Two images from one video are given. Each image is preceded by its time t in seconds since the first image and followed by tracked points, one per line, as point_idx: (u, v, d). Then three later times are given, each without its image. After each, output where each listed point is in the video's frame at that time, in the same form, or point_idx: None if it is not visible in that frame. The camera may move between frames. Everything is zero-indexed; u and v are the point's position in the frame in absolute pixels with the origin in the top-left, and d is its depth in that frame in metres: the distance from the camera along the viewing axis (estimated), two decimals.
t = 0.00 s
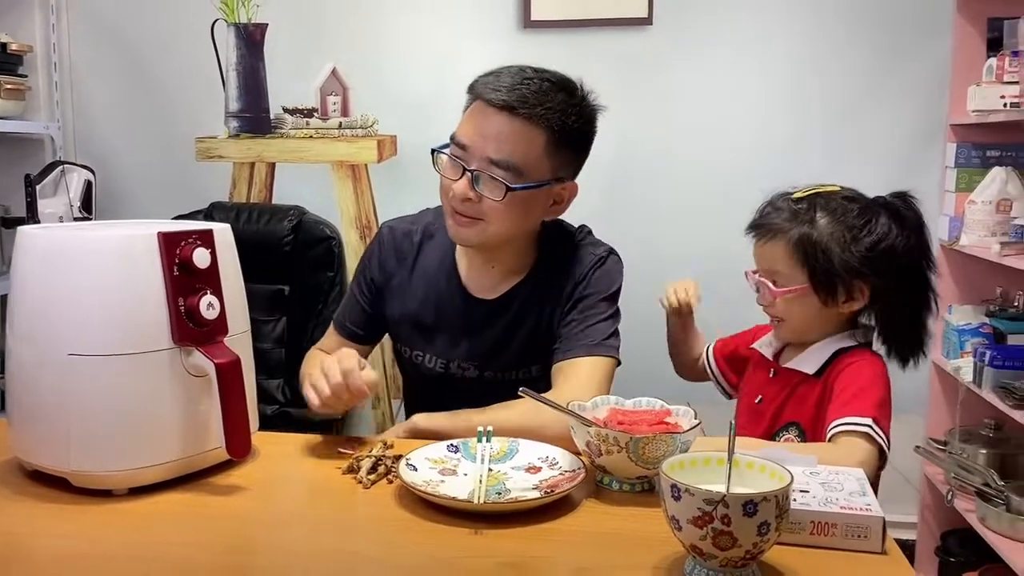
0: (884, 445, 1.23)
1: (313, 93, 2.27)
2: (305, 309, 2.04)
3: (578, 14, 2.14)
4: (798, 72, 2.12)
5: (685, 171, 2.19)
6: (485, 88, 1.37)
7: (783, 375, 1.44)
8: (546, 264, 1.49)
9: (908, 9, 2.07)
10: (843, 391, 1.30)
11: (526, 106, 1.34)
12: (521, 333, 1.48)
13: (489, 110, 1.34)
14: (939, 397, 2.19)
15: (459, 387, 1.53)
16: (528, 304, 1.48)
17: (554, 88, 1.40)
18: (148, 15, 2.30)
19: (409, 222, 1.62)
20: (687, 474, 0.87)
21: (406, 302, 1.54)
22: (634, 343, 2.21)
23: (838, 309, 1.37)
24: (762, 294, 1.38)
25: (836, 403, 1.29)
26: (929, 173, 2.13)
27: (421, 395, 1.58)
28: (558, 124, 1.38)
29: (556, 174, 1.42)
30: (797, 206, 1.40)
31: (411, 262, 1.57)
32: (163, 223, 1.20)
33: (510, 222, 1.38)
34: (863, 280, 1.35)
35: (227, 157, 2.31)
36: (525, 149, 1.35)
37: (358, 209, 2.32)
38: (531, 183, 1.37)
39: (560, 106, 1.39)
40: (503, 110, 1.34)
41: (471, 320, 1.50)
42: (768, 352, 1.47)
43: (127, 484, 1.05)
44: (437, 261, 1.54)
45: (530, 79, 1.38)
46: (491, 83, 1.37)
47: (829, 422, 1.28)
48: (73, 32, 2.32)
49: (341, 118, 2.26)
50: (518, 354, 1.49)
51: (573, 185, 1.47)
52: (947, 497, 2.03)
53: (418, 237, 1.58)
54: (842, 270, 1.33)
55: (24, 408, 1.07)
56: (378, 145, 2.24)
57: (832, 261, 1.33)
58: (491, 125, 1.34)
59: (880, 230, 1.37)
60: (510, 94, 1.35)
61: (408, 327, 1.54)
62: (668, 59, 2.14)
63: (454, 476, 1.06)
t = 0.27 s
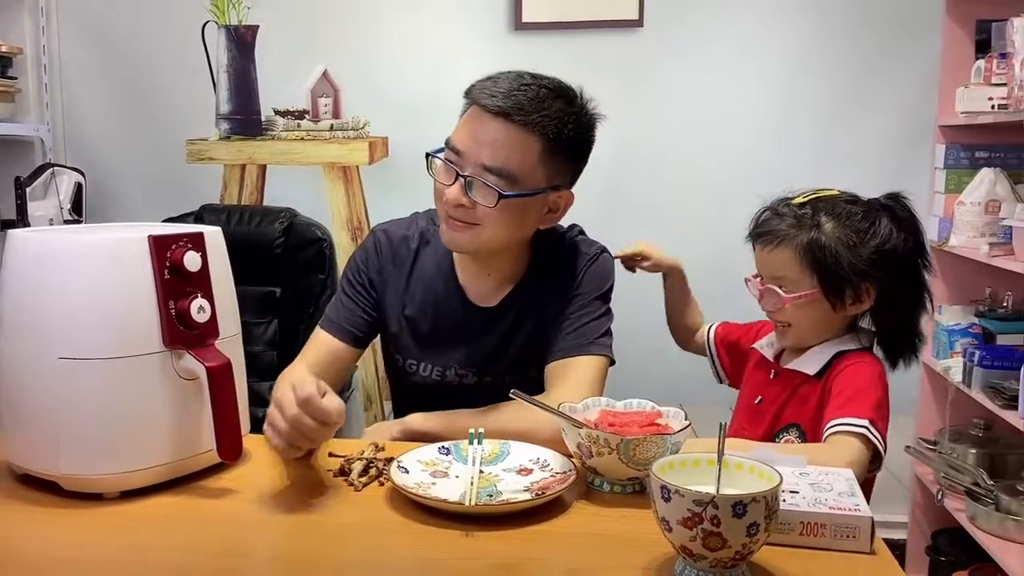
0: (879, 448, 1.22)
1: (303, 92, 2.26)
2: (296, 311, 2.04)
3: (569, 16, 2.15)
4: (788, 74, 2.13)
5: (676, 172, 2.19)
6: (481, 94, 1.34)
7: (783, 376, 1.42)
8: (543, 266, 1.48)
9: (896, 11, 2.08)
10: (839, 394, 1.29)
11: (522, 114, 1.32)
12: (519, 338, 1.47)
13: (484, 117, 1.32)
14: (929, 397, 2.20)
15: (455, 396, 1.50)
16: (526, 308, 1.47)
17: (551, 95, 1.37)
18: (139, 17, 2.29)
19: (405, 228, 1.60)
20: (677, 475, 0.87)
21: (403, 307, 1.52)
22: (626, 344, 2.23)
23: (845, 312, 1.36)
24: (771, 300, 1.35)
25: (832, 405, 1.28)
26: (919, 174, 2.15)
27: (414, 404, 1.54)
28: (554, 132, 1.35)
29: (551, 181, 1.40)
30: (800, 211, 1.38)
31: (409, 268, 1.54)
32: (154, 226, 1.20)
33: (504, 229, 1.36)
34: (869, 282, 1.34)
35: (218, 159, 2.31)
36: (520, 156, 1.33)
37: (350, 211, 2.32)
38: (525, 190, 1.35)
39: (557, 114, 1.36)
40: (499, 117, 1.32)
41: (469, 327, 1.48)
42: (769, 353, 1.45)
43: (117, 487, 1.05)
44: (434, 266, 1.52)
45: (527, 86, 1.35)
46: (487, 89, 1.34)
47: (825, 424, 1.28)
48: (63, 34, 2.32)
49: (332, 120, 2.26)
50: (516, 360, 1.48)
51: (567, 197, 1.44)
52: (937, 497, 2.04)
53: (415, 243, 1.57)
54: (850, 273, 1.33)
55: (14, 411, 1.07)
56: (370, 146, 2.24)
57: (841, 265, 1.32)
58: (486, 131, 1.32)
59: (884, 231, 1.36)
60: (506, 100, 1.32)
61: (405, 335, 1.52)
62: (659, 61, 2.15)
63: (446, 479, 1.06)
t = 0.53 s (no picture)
0: (871, 445, 1.22)
1: (296, 96, 2.27)
2: (288, 312, 2.04)
3: (561, 16, 2.14)
4: (780, 75, 2.13)
5: (668, 173, 2.19)
6: (461, 97, 1.30)
7: (775, 376, 1.42)
8: (532, 270, 1.47)
9: (888, 12, 2.09)
10: (830, 392, 1.28)
11: (503, 117, 1.28)
12: (509, 342, 1.46)
13: (465, 119, 1.28)
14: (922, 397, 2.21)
15: (444, 401, 1.49)
16: (516, 310, 1.46)
17: (534, 96, 1.33)
18: (129, 17, 2.28)
19: (390, 231, 1.57)
20: (669, 477, 0.87)
21: (390, 313, 1.50)
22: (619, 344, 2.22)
23: (840, 310, 1.36)
24: (768, 294, 1.35)
25: (824, 403, 1.27)
26: (910, 174, 2.15)
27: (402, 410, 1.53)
28: (537, 134, 1.31)
29: (537, 185, 1.35)
30: (802, 207, 1.37)
31: (395, 272, 1.52)
32: (142, 227, 1.19)
33: (490, 235, 1.32)
34: (867, 282, 1.34)
35: (210, 159, 2.28)
36: (503, 160, 1.28)
37: (342, 212, 2.31)
38: (509, 196, 1.30)
39: (539, 116, 1.31)
40: (478, 120, 1.27)
41: (458, 332, 1.47)
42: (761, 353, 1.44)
43: (106, 490, 1.04)
44: (423, 271, 1.50)
45: (508, 87, 1.30)
46: (468, 91, 1.30)
47: (817, 423, 1.27)
48: (53, 35, 2.31)
49: (324, 121, 2.26)
50: (505, 364, 1.47)
51: (554, 197, 1.40)
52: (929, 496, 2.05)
53: (401, 246, 1.53)
54: (850, 272, 1.32)
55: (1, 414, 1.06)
56: (362, 148, 2.22)
57: (841, 263, 1.32)
58: (467, 135, 1.27)
59: (883, 233, 1.35)
60: (486, 103, 1.28)
61: (393, 341, 1.50)
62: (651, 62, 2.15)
63: (437, 480, 1.06)
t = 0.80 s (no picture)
0: (856, 445, 1.21)
1: (289, 95, 2.26)
2: (282, 313, 2.03)
3: (557, 16, 2.14)
4: (776, 74, 2.13)
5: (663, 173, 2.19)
6: (449, 101, 1.29)
7: (767, 370, 1.41)
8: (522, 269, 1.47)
9: (882, 11, 2.09)
10: (815, 388, 1.27)
11: (491, 122, 1.27)
12: (499, 343, 1.46)
13: (454, 124, 1.27)
14: (916, 397, 2.21)
15: (432, 403, 1.48)
16: (506, 311, 1.46)
17: (523, 100, 1.32)
18: (122, 16, 2.27)
19: (378, 230, 1.56)
20: (661, 478, 0.86)
21: (379, 312, 1.49)
22: (612, 344, 2.22)
23: (832, 305, 1.35)
24: (759, 286, 1.35)
25: (809, 399, 1.26)
26: (904, 173, 2.15)
27: (391, 412, 1.52)
28: (525, 138, 1.30)
29: (526, 189, 1.34)
30: (796, 200, 1.37)
31: (385, 271, 1.51)
32: (132, 227, 1.19)
33: (478, 240, 1.31)
34: (858, 277, 1.33)
35: (203, 159, 2.30)
36: (492, 165, 1.27)
37: (336, 212, 2.31)
38: (497, 202, 1.30)
39: (527, 120, 1.30)
40: (466, 125, 1.26)
41: (448, 332, 1.46)
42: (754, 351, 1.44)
43: (96, 492, 1.03)
44: (411, 271, 1.49)
45: (497, 91, 1.29)
46: (456, 95, 1.29)
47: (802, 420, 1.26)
48: (44, 34, 2.30)
49: (318, 121, 2.25)
50: (496, 365, 1.47)
51: (542, 201, 1.39)
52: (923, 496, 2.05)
53: (391, 245, 1.53)
54: (841, 266, 1.31)
55: None
56: (355, 147, 2.24)
57: (832, 256, 1.31)
58: (456, 141, 1.26)
59: (876, 230, 1.34)
60: (474, 108, 1.27)
61: (381, 341, 1.49)
62: (645, 59, 2.15)
63: (430, 482, 1.05)
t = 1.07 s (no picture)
0: (858, 443, 1.21)
1: (286, 95, 2.25)
2: (279, 313, 2.03)
3: (554, 15, 2.14)
4: (773, 74, 2.13)
5: (661, 172, 2.19)
6: (444, 103, 1.28)
7: (774, 370, 1.41)
8: (519, 268, 1.47)
9: (879, 11, 2.09)
10: (819, 388, 1.27)
11: (487, 124, 1.26)
12: (495, 343, 1.46)
13: (449, 126, 1.26)
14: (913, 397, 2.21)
15: (428, 404, 1.48)
16: (502, 311, 1.45)
17: (519, 101, 1.31)
18: (118, 16, 2.26)
19: (373, 230, 1.56)
20: (660, 479, 0.86)
21: (375, 312, 1.48)
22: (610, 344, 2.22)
23: (839, 303, 1.34)
24: (766, 289, 1.33)
25: (813, 399, 1.26)
26: (902, 173, 2.16)
27: (387, 413, 1.51)
28: (522, 140, 1.30)
29: (523, 190, 1.34)
30: (796, 200, 1.37)
31: (380, 270, 1.50)
32: (129, 227, 1.18)
33: (474, 241, 1.31)
34: (864, 273, 1.32)
35: (200, 159, 2.22)
36: (487, 166, 1.27)
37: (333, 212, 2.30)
38: (493, 204, 1.29)
39: (523, 122, 1.30)
40: (461, 127, 1.26)
41: (445, 331, 1.46)
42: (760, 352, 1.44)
43: (92, 493, 1.03)
44: (407, 270, 1.49)
45: (493, 93, 1.29)
46: (451, 97, 1.28)
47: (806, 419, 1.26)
48: (40, 34, 2.29)
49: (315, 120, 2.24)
50: (492, 365, 1.46)
51: (539, 202, 1.39)
52: (921, 496, 2.05)
53: (386, 245, 1.52)
54: (847, 263, 1.31)
55: None
56: (353, 148, 2.18)
57: (837, 254, 1.31)
58: (450, 143, 1.25)
59: (876, 228, 1.34)
60: (469, 110, 1.27)
61: (377, 341, 1.48)
62: (643, 58, 2.14)
63: (428, 482, 1.05)
